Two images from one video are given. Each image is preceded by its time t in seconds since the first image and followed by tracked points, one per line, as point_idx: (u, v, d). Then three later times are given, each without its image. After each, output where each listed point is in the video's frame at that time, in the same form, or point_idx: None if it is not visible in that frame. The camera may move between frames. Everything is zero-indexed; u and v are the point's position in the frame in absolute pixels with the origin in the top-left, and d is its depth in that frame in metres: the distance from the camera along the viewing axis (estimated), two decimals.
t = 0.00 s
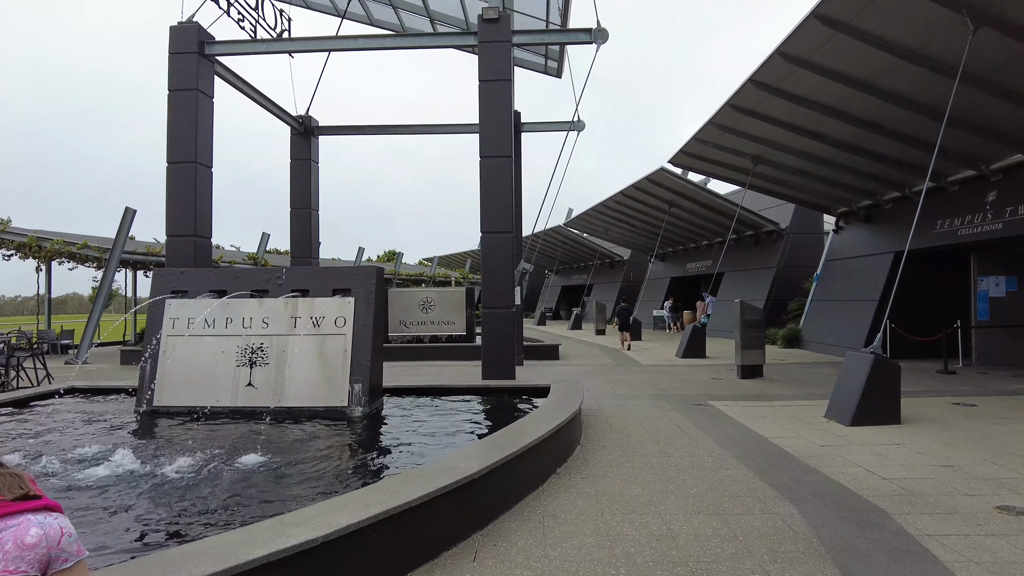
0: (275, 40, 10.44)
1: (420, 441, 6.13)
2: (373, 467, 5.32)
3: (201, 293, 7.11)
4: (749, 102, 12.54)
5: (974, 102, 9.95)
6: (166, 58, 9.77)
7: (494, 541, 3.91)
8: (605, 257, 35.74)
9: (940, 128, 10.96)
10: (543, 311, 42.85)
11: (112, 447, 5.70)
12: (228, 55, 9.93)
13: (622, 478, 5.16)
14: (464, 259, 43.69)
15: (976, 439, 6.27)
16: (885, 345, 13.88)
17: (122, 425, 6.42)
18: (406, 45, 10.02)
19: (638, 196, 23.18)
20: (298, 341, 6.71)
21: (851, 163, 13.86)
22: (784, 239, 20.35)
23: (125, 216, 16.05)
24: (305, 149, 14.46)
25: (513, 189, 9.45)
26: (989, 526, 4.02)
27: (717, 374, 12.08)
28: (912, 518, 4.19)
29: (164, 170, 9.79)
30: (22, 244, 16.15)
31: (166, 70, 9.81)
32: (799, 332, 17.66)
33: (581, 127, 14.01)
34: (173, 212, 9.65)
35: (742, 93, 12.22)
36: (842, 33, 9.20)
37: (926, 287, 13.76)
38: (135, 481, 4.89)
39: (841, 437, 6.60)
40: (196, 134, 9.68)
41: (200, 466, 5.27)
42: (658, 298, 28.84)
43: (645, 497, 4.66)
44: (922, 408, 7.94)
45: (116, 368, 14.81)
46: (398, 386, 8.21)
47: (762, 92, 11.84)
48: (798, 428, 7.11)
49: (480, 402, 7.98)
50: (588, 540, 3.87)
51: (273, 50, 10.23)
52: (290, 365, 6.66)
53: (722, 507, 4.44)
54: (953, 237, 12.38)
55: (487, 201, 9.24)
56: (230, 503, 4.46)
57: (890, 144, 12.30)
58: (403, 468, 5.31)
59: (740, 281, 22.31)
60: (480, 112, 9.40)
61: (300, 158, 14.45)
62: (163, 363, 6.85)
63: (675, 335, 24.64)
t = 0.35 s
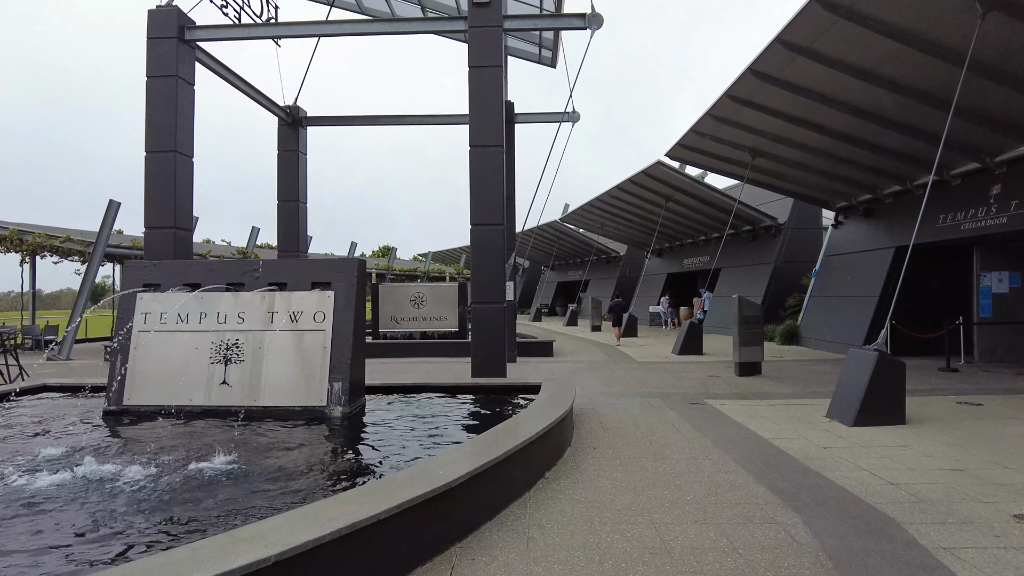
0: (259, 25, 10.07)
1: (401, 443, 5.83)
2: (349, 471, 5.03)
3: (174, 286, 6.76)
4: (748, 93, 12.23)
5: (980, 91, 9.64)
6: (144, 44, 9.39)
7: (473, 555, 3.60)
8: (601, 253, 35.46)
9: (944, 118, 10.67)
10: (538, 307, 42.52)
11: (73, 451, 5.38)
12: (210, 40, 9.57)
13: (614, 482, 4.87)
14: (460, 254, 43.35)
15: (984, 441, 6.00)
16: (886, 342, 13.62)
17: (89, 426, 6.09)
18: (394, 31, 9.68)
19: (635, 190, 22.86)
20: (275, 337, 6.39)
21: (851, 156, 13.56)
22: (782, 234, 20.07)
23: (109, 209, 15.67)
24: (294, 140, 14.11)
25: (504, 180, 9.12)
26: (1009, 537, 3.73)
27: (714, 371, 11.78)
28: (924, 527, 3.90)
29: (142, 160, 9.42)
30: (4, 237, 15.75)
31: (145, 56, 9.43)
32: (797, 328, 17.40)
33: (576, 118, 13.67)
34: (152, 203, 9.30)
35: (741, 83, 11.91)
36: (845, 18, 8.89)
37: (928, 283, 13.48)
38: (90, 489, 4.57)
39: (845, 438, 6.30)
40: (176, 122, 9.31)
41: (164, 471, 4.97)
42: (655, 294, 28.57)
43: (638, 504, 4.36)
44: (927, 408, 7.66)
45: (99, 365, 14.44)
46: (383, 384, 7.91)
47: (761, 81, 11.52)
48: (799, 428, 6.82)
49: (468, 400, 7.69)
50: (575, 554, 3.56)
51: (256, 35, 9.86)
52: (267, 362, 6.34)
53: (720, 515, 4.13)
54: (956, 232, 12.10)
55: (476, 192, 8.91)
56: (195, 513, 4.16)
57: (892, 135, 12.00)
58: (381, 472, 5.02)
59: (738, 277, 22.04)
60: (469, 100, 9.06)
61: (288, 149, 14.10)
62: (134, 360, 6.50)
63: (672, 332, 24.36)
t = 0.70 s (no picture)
0: (237, 11, 9.71)
1: (378, 444, 5.57)
2: (320, 476, 4.78)
3: (141, 281, 6.43)
4: (741, 84, 11.96)
5: (978, 82, 9.42)
6: (115, 29, 9.01)
7: (447, 571, 3.33)
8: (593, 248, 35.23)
9: (941, 110, 10.45)
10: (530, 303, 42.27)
11: (25, 456, 5.05)
12: (184, 26, 9.20)
13: (601, 489, 4.61)
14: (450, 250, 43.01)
15: (985, 441, 5.78)
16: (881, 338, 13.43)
17: (49, 429, 5.77)
18: (377, 17, 9.34)
19: (626, 185, 22.62)
20: (247, 335, 6.09)
21: (845, 149, 13.34)
22: (775, 230, 19.87)
23: (87, 202, 15.23)
24: (277, 132, 13.75)
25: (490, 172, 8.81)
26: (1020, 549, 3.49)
27: (706, 368, 11.55)
28: (929, 538, 3.66)
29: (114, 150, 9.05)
30: None
31: (116, 42, 9.05)
32: (790, 324, 17.23)
33: (566, 110, 13.38)
34: (124, 195, 8.93)
35: (734, 74, 11.64)
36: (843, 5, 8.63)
37: (923, 279, 13.29)
38: (36, 499, 4.26)
39: (841, 439, 6.07)
40: (150, 112, 8.94)
41: (123, 476, 4.69)
42: (646, 290, 28.35)
43: (626, 514, 4.08)
44: (923, 406, 7.46)
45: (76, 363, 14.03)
46: (363, 383, 7.60)
47: (755, 72, 11.27)
48: (793, 429, 6.59)
49: (453, 400, 7.41)
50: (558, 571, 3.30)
51: (234, 22, 9.51)
52: (238, 361, 6.04)
53: (712, 526, 3.87)
54: (951, 227, 11.91)
55: (462, 185, 8.61)
56: (152, 524, 3.88)
57: (887, 128, 11.78)
58: (355, 476, 4.76)
59: (730, 272, 21.84)
60: (453, 89, 8.73)
61: (271, 141, 13.75)
62: (99, 359, 6.18)
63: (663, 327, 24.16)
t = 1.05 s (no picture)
0: None
1: (348, 447, 5.26)
2: (284, 482, 4.45)
3: (99, 276, 6.05)
4: (733, 74, 11.66)
5: (977, 71, 9.16)
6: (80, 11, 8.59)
7: None
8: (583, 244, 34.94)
9: (938, 100, 10.20)
10: (520, 298, 42.00)
11: None
12: (154, 10, 8.81)
13: (582, 497, 4.30)
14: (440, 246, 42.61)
15: (986, 442, 5.52)
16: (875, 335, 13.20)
17: None
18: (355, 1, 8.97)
19: (616, 179, 22.33)
20: (210, 332, 5.75)
21: (838, 141, 13.08)
22: (767, 224, 19.63)
23: (61, 195, 14.76)
24: (256, 123, 13.35)
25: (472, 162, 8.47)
26: None
27: (696, 365, 11.29)
28: (936, 551, 3.38)
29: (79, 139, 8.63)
30: None
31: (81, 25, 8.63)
32: (782, 320, 17.00)
33: (554, 100, 13.06)
34: (89, 186, 8.53)
35: (726, 64, 11.34)
36: None
37: (917, 274, 13.06)
38: None
39: (836, 440, 5.79)
40: (117, 99, 8.55)
41: (69, 483, 4.33)
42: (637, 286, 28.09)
43: (608, 525, 3.79)
44: (920, 405, 7.20)
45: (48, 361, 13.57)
46: (339, 381, 7.27)
47: (747, 62, 10.98)
48: (786, 429, 6.31)
49: (432, 399, 7.10)
50: None
51: (207, 5, 9.13)
52: (201, 360, 5.69)
53: (702, 539, 3.57)
54: (946, 220, 11.68)
55: (443, 177, 8.28)
56: (89, 537, 3.52)
57: (882, 120, 11.53)
58: (320, 482, 4.44)
59: (721, 267, 21.60)
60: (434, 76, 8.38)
61: (250, 132, 13.36)
62: (52, 357, 5.80)
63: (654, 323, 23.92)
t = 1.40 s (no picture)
0: None
1: (322, 454, 4.95)
2: (251, 491, 4.14)
3: (60, 273, 5.70)
4: (731, 65, 11.34)
5: (983, 60, 8.86)
6: None
7: None
8: (580, 240, 34.62)
9: (942, 91, 9.89)
10: (516, 295, 41.66)
11: None
12: None
13: (569, 510, 4.00)
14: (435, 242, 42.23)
15: (998, 447, 5.23)
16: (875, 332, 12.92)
17: None
18: None
19: (612, 174, 21.99)
20: (177, 332, 5.41)
21: (838, 134, 12.76)
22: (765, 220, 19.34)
23: (41, 190, 14.34)
24: (242, 115, 12.98)
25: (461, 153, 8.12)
26: None
27: (693, 363, 10.98)
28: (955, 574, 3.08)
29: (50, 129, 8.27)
30: None
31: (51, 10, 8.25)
32: (780, 317, 16.74)
33: (548, 92, 12.71)
34: (60, 179, 8.16)
35: (723, 54, 11.02)
36: None
37: (919, 270, 12.78)
38: None
39: (840, 445, 5.49)
40: (89, 88, 8.19)
41: (12, 495, 3.96)
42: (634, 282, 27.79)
43: (596, 544, 3.48)
44: (925, 406, 6.92)
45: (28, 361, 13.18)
46: (319, 382, 6.94)
47: (746, 52, 10.66)
48: (787, 433, 6.02)
49: (416, 401, 6.79)
50: None
51: None
52: (168, 361, 5.36)
53: (698, 560, 3.27)
54: (949, 215, 11.38)
55: (429, 169, 7.95)
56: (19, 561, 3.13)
57: (884, 111, 11.22)
58: (289, 492, 4.13)
59: (718, 263, 21.29)
60: (419, 63, 8.02)
61: (235, 125, 12.99)
62: (9, 360, 5.45)
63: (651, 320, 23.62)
